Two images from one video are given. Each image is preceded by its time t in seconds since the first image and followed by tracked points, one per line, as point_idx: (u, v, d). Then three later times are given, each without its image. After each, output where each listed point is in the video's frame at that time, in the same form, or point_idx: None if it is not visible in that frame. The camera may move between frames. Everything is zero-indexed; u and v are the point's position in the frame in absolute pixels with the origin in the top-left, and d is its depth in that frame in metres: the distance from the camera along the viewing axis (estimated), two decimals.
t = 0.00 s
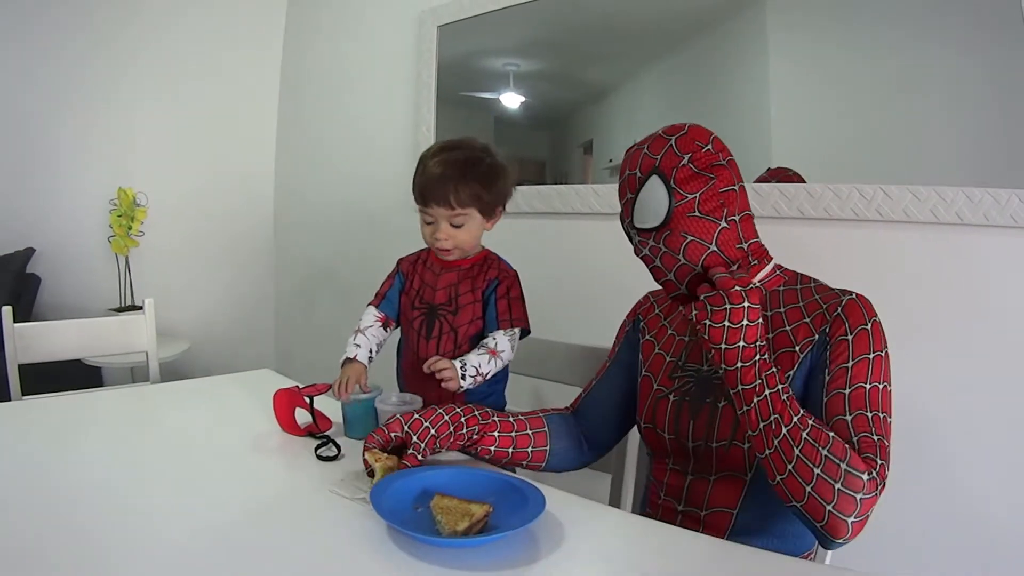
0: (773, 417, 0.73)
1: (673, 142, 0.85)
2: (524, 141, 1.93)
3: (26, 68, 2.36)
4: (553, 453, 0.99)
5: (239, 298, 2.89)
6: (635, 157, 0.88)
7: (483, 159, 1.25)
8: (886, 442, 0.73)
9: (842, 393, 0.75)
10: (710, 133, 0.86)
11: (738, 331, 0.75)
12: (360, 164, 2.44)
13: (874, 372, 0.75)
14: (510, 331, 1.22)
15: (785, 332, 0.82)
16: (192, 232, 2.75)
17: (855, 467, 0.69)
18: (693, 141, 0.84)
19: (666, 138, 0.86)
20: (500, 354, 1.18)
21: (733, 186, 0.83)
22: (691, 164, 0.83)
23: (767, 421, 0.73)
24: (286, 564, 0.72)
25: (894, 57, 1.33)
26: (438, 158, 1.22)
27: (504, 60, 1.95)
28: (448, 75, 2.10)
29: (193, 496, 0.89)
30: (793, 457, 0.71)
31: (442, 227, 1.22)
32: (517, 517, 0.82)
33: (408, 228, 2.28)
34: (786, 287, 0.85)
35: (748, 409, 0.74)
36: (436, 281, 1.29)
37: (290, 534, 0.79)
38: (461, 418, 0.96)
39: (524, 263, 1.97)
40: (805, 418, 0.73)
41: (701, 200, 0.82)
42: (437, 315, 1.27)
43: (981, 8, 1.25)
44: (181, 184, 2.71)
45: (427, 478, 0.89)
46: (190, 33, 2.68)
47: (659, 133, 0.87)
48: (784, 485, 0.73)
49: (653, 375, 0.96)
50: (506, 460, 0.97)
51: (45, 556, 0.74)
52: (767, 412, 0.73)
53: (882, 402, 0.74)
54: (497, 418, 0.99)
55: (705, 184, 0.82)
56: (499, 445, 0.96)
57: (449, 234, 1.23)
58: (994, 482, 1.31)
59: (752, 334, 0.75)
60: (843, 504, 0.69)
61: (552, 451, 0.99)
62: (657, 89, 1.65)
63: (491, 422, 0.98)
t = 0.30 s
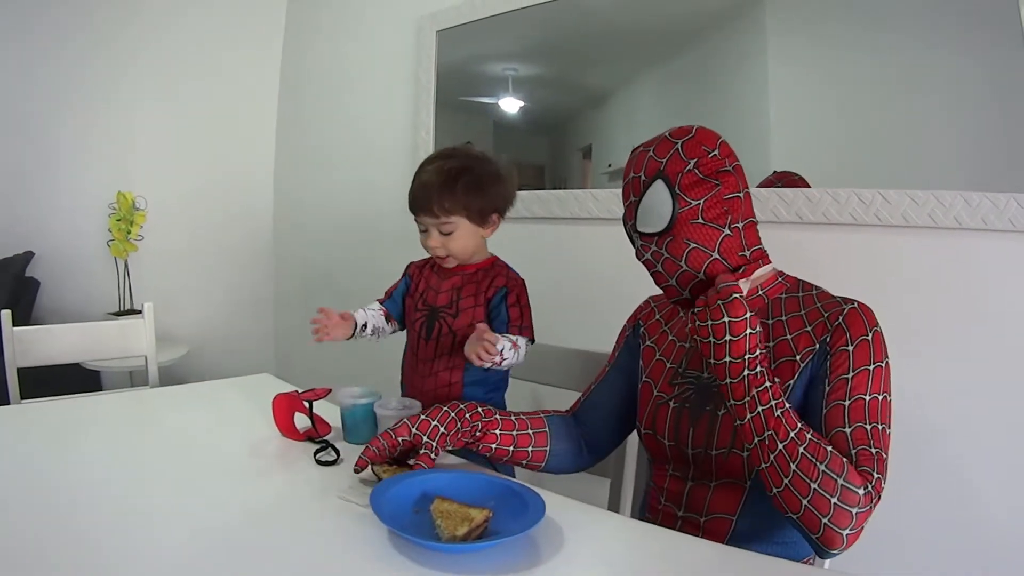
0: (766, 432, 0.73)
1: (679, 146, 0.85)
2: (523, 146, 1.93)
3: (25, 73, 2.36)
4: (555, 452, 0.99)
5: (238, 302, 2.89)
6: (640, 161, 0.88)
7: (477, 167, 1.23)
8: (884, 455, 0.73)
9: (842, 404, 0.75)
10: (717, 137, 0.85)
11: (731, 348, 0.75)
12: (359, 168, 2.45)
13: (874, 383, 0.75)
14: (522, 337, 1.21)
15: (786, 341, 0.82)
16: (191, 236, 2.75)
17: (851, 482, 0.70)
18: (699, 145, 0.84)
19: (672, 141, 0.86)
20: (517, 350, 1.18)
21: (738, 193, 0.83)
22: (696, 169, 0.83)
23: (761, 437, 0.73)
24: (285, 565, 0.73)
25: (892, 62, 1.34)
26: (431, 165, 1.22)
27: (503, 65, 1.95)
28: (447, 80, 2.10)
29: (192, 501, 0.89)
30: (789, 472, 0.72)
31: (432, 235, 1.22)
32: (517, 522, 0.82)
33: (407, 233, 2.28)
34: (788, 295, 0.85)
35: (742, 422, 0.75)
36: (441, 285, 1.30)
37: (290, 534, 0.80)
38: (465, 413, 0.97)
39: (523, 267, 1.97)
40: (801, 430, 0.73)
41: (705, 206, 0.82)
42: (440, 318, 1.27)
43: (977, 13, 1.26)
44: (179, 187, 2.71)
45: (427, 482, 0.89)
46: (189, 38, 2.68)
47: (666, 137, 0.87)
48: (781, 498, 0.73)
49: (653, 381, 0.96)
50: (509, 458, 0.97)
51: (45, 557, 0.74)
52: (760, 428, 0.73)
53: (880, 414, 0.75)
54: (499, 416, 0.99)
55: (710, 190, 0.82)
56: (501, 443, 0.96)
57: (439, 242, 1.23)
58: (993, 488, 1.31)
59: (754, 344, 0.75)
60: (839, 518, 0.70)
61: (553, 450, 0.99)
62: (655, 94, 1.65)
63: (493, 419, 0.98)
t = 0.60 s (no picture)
0: (753, 434, 0.74)
1: (687, 148, 0.85)
2: (525, 148, 1.93)
3: (27, 75, 2.37)
4: (557, 456, 0.99)
5: (240, 304, 2.89)
6: (647, 161, 0.88)
7: (464, 165, 1.24)
8: (876, 460, 0.74)
9: (838, 408, 0.75)
10: (724, 139, 0.85)
11: (717, 349, 0.76)
12: (361, 170, 2.45)
13: (871, 387, 0.75)
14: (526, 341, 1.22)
15: (786, 343, 0.82)
16: (193, 238, 2.75)
17: (840, 487, 0.71)
18: (707, 148, 0.84)
19: (680, 142, 0.85)
20: (513, 349, 1.18)
21: (745, 198, 0.83)
22: (704, 172, 0.83)
23: (749, 439, 0.74)
24: (285, 565, 0.73)
25: (894, 64, 1.34)
26: (419, 166, 1.25)
27: (505, 68, 1.95)
28: (449, 82, 2.10)
29: (193, 502, 0.89)
30: (777, 475, 0.72)
31: (421, 234, 1.24)
32: (517, 523, 0.82)
33: (408, 235, 2.28)
34: (790, 297, 0.85)
35: (731, 424, 0.75)
36: (446, 288, 1.30)
37: (290, 535, 0.80)
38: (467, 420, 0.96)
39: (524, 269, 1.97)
40: (789, 432, 0.74)
41: (711, 211, 0.82)
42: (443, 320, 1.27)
43: (978, 15, 1.26)
44: (181, 189, 2.71)
45: (428, 485, 0.89)
46: (191, 40, 2.69)
47: (673, 138, 0.87)
48: (767, 500, 0.74)
49: (654, 383, 0.96)
50: (511, 463, 0.98)
51: (45, 557, 0.74)
52: (747, 430, 0.74)
53: (876, 418, 0.75)
54: (501, 419, 0.99)
55: (717, 195, 0.82)
56: (503, 447, 0.96)
57: (428, 241, 1.24)
58: (996, 491, 1.30)
59: (742, 345, 0.75)
60: (825, 521, 0.71)
61: (553, 454, 0.99)
62: (657, 96, 1.65)
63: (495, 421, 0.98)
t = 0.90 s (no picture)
0: (752, 434, 0.75)
1: (700, 145, 0.84)
2: (530, 147, 1.93)
3: (32, 75, 2.38)
4: (568, 455, 0.99)
5: (244, 303, 2.89)
6: (658, 157, 0.87)
7: (455, 160, 1.27)
8: (880, 458, 0.74)
9: (842, 405, 0.75)
10: (737, 136, 0.85)
11: (713, 356, 0.75)
12: (365, 168, 2.45)
13: (877, 385, 0.75)
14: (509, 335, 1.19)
15: (793, 341, 0.82)
16: (197, 237, 2.76)
17: (840, 485, 0.71)
18: (720, 145, 0.83)
19: (693, 139, 0.85)
20: (501, 337, 1.16)
21: (756, 197, 0.83)
22: (717, 171, 0.83)
23: (749, 438, 0.75)
24: (286, 566, 0.73)
25: (898, 62, 1.34)
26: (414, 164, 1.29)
27: (509, 66, 1.95)
28: (453, 81, 2.10)
29: (198, 501, 0.89)
30: (775, 474, 0.73)
31: (416, 229, 1.28)
32: (523, 522, 0.82)
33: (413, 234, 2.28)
34: (797, 295, 0.85)
35: (729, 426, 0.76)
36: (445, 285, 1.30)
37: (294, 533, 0.80)
38: (476, 418, 0.96)
39: (529, 268, 1.97)
40: (786, 432, 0.75)
41: (724, 209, 0.82)
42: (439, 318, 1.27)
43: (984, 13, 1.25)
44: (184, 188, 2.71)
45: (433, 483, 0.89)
46: (196, 39, 2.69)
47: (686, 134, 0.86)
48: (766, 498, 0.75)
49: (660, 381, 0.96)
50: (521, 461, 0.97)
51: (44, 557, 0.74)
52: (747, 430, 0.75)
53: (882, 416, 0.74)
54: (511, 417, 0.98)
55: (730, 193, 0.82)
56: (511, 444, 0.96)
57: (423, 234, 1.27)
58: (1002, 489, 1.30)
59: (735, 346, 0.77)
60: (826, 520, 0.72)
61: (562, 453, 0.98)
62: (661, 95, 1.65)
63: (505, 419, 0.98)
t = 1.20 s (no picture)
0: (736, 423, 0.75)
1: (729, 144, 0.83)
2: (538, 144, 1.93)
3: (40, 73, 2.39)
4: (591, 447, 0.99)
5: (252, 301, 2.90)
6: (685, 155, 0.85)
7: (450, 162, 1.28)
8: (875, 453, 0.73)
9: (841, 395, 0.74)
10: (761, 136, 0.84)
11: (692, 346, 0.76)
12: (373, 166, 2.45)
13: (879, 379, 0.74)
14: (476, 344, 1.18)
15: (801, 335, 0.82)
16: (204, 235, 2.76)
17: (826, 476, 0.71)
18: (748, 145, 0.82)
19: (721, 137, 0.83)
20: (460, 356, 1.17)
21: (780, 198, 0.83)
22: (746, 172, 0.82)
23: (732, 427, 0.76)
24: (290, 565, 0.72)
25: (907, 59, 1.33)
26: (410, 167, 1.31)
27: (517, 63, 1.95)
28: (461, 78, 2.10)
29: (207, 498, 0.89)
30: (760, 463, 0.74)
31: (415, 231, 1.29)
32: (531, 521, 0.82)
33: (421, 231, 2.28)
34: (809, 292, 0.85)
35: (712, 415, 0.77)
36: (448, 289, 1.30)
37: (303, 530, 0.80)
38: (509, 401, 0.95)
39: (537, 265, 1.97)
40: (771, 421, 0.75)
41: (751, 210, 0.82)
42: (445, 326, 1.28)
43: (993, 8, 1.24)
44: (192, 186, 2.72)
45: (442, 481, 0.89)
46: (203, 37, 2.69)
47: (713, 131, 0.84)
48: (752, 489, 0.75)
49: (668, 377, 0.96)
50: (546, 450, 0.97)
51: (46, 557, 0.74)
52: (731, 418, 0.76)
53: (881, 411, 0.73)
54: (542, 405, 0.98)
55: (759, 195, 0.82)
56: (542, 432, 0.96)
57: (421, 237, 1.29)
58: (1014, 487, 1.29)
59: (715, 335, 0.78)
60: (812, 511, 0.71)
61: (587, 445, 0.99)
62: (669, 92, 1.64)
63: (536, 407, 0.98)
